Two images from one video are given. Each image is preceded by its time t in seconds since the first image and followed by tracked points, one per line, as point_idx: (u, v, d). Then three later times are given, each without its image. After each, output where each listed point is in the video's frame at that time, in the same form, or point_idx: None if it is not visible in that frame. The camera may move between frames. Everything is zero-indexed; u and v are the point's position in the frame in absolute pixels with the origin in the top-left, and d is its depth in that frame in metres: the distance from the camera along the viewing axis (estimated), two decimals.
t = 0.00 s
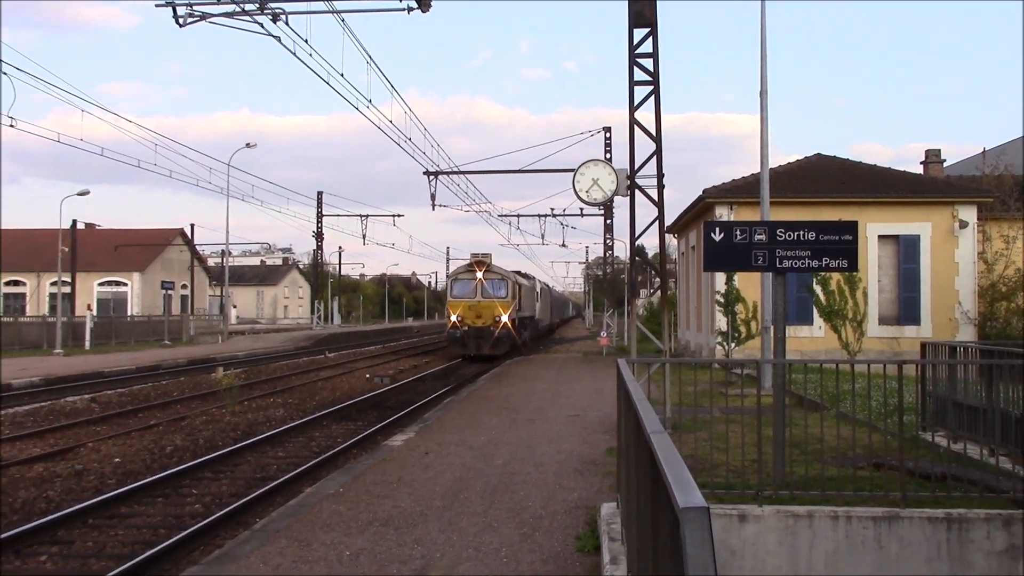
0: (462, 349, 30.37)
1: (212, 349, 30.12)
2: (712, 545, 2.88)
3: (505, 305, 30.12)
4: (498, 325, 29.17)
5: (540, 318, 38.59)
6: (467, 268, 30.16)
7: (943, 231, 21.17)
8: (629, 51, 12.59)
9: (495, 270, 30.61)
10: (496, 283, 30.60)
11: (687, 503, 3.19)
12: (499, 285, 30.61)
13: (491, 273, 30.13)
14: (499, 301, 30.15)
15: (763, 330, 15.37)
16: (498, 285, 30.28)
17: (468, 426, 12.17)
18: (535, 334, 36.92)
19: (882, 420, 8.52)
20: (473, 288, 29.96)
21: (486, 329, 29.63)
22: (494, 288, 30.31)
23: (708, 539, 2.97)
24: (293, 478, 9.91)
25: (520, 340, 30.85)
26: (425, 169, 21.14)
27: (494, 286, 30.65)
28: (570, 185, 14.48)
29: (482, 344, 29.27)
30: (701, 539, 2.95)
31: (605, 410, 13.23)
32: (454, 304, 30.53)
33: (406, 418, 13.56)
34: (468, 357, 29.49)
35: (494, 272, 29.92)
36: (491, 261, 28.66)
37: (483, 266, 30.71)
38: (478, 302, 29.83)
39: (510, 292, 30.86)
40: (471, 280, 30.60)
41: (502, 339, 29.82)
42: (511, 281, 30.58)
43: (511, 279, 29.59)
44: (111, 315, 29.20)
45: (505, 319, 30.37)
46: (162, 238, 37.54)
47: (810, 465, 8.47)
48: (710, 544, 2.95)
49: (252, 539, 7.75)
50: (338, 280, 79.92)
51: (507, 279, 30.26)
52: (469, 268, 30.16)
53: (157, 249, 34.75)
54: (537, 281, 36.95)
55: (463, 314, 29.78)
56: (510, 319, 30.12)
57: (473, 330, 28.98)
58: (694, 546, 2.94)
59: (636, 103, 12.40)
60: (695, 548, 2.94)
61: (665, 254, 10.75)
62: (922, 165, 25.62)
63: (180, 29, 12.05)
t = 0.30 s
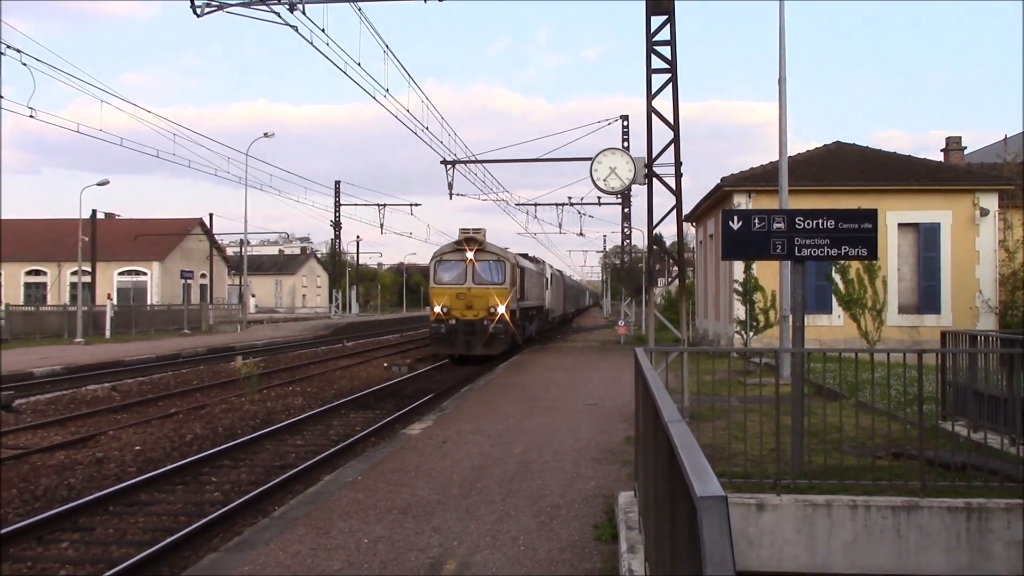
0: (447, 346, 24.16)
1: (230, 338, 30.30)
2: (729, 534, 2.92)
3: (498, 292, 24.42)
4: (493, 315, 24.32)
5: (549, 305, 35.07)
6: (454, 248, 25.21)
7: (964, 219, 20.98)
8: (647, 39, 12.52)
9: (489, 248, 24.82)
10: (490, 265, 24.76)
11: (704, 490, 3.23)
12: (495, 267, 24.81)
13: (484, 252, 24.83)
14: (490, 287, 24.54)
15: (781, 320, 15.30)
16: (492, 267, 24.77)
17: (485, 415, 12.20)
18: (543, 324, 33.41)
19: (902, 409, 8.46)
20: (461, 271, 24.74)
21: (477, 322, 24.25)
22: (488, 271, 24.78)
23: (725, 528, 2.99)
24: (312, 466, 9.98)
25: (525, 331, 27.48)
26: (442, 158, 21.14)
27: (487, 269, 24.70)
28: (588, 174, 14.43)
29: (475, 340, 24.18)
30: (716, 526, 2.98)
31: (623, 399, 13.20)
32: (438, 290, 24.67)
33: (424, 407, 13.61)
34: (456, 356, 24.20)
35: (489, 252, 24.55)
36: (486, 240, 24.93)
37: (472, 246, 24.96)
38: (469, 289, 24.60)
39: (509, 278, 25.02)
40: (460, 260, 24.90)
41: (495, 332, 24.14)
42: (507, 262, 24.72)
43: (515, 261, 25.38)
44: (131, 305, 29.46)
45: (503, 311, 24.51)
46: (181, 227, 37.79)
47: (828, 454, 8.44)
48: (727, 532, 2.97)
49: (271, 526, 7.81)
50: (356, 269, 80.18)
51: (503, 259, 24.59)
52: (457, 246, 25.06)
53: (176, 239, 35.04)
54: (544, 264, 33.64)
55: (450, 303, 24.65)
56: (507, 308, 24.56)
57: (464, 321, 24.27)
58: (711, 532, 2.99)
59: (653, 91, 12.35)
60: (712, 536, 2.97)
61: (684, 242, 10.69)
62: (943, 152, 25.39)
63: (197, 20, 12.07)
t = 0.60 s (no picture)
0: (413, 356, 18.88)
1: (241, 331, 30.42)
2: (745, 533, 2.92)
3: (479, 285, 19.19)
4: (473, 314, 19.03)
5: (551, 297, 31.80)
6: (423, 229, 19.66)
7: (978, 215, 20.86)
8: (659, 33, 12.49)
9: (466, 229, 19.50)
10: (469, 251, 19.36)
11: (720, 487, 3.23)
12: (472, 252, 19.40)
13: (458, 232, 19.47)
14: (471, 278, 19.23)
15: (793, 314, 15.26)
16: (473, 253, 19.38)
17: (496, 410, 12.21)
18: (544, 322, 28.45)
19: (913, 404, 8.42)
20: (432, 258, 19.46)
21: (452, 323, 18.91)
22: (467, 258, 19.45)
23: (741, 527, 2.98)
24: (324, 460, 10.01)
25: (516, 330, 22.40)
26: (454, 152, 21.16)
27: (466, 256, 19.35)
28: (601, 168, 14.42)
29: (449, 347, 18.81)
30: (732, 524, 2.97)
31: (634, 395, 13.17)
32: (401, 282, 19.40)
33: (434, 401, 13.63)
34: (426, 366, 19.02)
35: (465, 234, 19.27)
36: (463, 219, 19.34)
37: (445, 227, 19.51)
38: (441, 280, 19.17)
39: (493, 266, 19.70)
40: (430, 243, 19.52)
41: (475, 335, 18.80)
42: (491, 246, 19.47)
43: (502, 243, 20.60)
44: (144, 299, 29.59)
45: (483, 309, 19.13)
46: (193, 222, 37.94)
47: (840, 450, 8.43)
48: (743, 530, 2.96)
49: (283, 519, 7.84)
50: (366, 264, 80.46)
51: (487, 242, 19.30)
52: (426, 226, 19.59)
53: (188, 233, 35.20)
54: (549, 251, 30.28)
55: (416, 299, 19.20)
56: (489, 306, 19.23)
57: (435, 323, 18.92)
58: (727, 529, 2.99)
59: (666, 85, 12.32)
60: (728, 535, 2.96)
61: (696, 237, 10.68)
62: (956, 146, 25.25)
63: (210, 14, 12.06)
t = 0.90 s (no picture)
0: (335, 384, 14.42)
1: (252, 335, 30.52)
2: (768, 540, 2.90)
3: (420, 284, 14.39)
4: (415, 326, 14.25)
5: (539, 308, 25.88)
6: (347, 208, 15.14)
7: (992, 223, 20.73)
8: (674, 39, 12.49)
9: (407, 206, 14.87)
10: (409, 236, 14.76)
11: (742, 496, 3.22)
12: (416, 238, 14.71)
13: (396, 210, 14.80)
14: (411, 274, 14.48)
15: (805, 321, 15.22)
16: (413, 237, 14.72)
17: (508, 415, 12.19)
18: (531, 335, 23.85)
19: (928, 413, 8.37)
20: (358, 246, 14.80)
21: (385, 340, 14.26)
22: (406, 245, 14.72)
23: (765, 536, 2.96)
24: (336, 464, 10.01)
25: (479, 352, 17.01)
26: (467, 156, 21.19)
27: (405, 242, 14.73)
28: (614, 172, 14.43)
29: (380, 375, 14.26)
30: (755, 534, 2.95)
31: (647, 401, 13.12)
32: (318, 281, 14.69)
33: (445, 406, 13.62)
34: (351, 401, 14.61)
35: (408, 214, 14.83)
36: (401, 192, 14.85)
37: (375, 204, 14.88)
38: (369, 278, 14.53)
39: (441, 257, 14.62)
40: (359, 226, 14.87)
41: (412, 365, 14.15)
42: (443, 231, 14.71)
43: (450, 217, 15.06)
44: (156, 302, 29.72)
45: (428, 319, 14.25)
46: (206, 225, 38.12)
47: (855, 458, 8.40)
48: (766, 539, 2.93)
49: (295, 524, 7.84)
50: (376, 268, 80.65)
51: (434, 225, 14.70)
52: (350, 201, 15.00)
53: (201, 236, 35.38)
54: (547, 250, 26.56)
55: (336, 306, 14.55)
56: (439, 313, 14.33)
57: (360, 340, 14.29)
58: (750, 538, 2.97)
59: (681, 91, 12.31)
60: (751, 544, 2.93)
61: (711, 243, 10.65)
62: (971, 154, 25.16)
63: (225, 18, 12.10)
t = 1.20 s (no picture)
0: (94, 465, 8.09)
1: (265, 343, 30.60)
2: (794, 551, 2.87)
3: (236, 277, 8.09)
4: (234, 357, 7.99)
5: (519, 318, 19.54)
6: (122, 134, 8.69)
7: (1009, 235, 20.75)
8: (691, 49, 12.49)
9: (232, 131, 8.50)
10: (235, 186, 8.49)
11: (769, 510, 3.19)
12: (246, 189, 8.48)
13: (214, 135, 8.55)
14: (232, 257, 8.20)
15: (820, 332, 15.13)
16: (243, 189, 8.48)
17: (520, 425, 12.15)
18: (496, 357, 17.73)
19: (945, 426, 8.30)
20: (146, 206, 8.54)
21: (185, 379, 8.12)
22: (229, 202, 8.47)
23: (790, 551, 2.91)
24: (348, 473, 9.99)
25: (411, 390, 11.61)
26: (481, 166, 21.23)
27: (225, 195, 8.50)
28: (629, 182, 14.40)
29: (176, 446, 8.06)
30: (782, 549, 2.90)
31: (660, 413, 13.06)
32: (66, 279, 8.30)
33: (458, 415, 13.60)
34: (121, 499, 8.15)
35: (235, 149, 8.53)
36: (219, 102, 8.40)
37: (173, 130, 8.51)
38: (153, 267, 8.21)
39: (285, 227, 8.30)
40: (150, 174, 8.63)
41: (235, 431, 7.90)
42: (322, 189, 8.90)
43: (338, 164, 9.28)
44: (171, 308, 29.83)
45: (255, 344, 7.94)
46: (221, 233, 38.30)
47: (871, 471, 8.35)
48: (793, 555, 2.89)
49: (308, 532, 7.81)
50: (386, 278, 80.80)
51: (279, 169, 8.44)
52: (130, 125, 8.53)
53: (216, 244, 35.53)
54: (537, 248, 22.64)
55: (94, 317, 8.16)
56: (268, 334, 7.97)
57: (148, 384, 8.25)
58: (777, 553, 2.92)
59: (697, 101, 12.32)
60: (778, 557, 2.89)
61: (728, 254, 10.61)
62: (987, 166, 25.08)
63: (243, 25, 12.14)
